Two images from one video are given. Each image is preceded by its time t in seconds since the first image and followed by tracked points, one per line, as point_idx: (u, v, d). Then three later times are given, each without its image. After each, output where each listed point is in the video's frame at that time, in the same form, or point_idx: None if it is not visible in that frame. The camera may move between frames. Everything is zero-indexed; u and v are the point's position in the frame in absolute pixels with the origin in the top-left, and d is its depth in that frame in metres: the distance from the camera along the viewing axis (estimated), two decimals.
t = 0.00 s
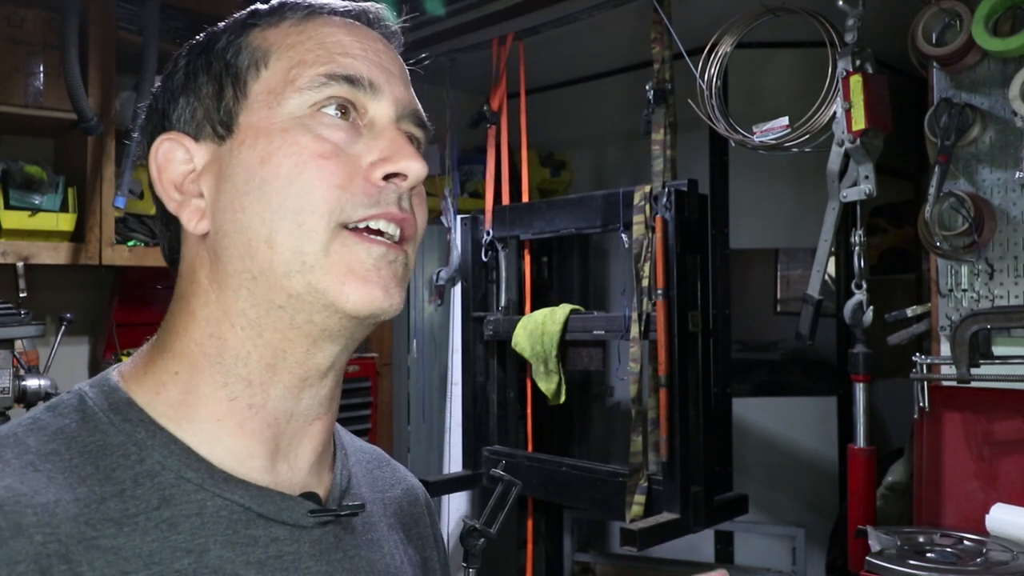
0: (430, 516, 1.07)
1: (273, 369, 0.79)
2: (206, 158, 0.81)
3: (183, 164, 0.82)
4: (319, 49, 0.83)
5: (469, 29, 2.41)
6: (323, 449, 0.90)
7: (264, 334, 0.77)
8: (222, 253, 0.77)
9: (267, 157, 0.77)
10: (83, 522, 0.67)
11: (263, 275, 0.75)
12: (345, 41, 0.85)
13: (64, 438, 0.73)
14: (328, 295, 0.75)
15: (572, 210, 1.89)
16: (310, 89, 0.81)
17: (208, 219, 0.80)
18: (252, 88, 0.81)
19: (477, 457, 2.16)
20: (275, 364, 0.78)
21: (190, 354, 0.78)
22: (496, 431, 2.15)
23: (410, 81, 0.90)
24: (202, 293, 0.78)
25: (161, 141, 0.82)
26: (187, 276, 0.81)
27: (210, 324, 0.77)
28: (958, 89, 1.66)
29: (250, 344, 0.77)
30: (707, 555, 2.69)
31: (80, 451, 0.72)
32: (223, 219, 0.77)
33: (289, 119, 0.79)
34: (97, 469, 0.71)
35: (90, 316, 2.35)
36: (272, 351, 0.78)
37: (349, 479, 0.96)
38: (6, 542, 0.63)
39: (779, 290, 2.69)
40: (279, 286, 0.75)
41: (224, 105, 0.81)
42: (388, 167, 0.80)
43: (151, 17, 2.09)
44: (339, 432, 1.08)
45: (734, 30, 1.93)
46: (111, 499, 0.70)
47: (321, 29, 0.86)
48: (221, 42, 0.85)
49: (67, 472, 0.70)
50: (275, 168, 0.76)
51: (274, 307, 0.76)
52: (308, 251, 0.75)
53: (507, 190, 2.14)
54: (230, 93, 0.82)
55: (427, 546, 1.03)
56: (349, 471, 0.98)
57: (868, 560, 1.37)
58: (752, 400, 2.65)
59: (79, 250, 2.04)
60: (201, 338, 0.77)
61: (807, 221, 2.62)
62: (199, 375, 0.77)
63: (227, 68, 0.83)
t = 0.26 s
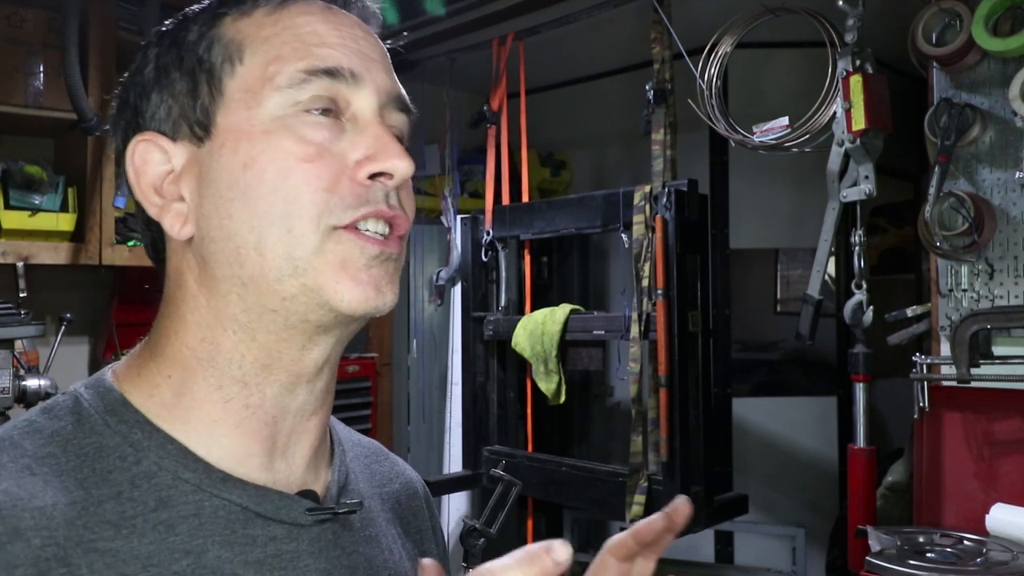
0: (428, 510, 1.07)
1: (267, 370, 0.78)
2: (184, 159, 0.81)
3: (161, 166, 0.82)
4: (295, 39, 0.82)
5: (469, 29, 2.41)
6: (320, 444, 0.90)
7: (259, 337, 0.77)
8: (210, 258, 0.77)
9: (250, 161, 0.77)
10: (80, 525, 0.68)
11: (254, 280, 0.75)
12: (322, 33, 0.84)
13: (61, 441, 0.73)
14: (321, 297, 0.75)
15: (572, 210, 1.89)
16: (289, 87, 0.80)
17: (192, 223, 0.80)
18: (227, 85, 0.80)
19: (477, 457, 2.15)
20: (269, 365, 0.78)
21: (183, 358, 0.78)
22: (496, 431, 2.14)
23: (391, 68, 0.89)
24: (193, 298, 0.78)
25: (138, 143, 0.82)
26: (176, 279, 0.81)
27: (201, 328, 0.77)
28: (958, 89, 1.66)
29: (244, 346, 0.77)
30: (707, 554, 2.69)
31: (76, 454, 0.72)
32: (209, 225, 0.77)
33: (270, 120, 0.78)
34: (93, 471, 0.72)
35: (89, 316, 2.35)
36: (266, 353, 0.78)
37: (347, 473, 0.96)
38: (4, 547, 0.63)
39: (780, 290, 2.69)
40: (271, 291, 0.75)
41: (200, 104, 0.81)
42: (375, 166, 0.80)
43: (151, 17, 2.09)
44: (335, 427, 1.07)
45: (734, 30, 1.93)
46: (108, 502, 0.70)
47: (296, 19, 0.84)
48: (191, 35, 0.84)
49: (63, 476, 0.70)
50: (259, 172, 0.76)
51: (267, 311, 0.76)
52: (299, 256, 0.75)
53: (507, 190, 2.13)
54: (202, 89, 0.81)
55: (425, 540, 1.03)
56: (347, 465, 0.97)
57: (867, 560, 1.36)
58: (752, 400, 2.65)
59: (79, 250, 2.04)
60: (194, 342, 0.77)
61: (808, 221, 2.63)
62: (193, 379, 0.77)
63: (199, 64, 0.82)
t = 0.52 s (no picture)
0: (432, 505, 1.06)
1: (258, 373, 0.79)
2: (152, 166, 0.80)
3: (131, 177, 0.81)
4: (241, 30, 0.80)
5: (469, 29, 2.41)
6: (320, 441, 0.90)
7: (246, 341, 0.77)
8: (188, 265, 0.77)
9: (212, 162, 0.75)
10: (80, 532, 0.68)
11: (233, 283, 0.75)
12: (267, 16, 0.81)
13: (60, 444, 0.73)
14: (302, 298, 0.74)
15: (572, 210, 1.88)
16: (241, 78, 0.78)
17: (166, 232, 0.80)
18: (179, 86, 0.79)
19: (477, 457, 2.15)
20: (260, 368, 0.79)
21: (175, 363, 0.78)
22: (496, 431, 2.14)
23: (349, 42, 0.87)
24: (178, 304, 0.79)
25: (103, 156, 0.81)
26: (160, 286, 0.81)
27: (189, 333, 0.78)
28: (958, 88, 1.66)
29: (232, 350, 0.77)
30: (707, 555, 2.69)
31: (75, 458, 0.72)
32: (181, 232, 0.76)
33: (227, 116, 0.77)
34: (93, 476, 0.71)
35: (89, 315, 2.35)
36: (254, 356, 0.78)
37: (351, 467, 0.96)
38: (6, 558, 0.64)
39: (780, 290, 2.69)
40: (250, 294, 0.75)
41: (157, 109, 0.80)
42: (341, 149, 0.78)
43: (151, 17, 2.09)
44: (339, 422, 1.07)
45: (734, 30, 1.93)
46: (109, 507, 0.70)
47: (239, 5, 0.82)
48: (139, 36, 0.82)
49: (62, 481, 0.70)
50: (222, 172, 0.75)
51: (251, 314, 0.76)
52: (270, 255, 0.74)
53: (507, 190, 2.13)
54: (157, 93, 0.80)
55: (428, 535, 1.02)
56: (350, 459, 0.98)
57: (867, 560, 1.37)
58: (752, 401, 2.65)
59: (79, 250, 2.05)
60: (183, 347, 0.78)
61: (808, 221, 2.63)
62: (185, 383, 0.78)
63: (150, 67, 0.81)
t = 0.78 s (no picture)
0: (430, 506, 1.07)
1: (236, 390, 0.77)
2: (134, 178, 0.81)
3: (121, 187, 0.82)
4: (207, 42, 0.77)
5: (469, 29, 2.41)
6: (311, 444, 0.90)
7: (215, 363, 0.75)
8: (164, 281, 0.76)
9: (174, 182, 0.75)
10: (66, 542, 0.68)
11: (197, 306, 0.73)
12: (235, 26, 0.78)
13: (48, 452, 0.73)
14: (258, 330, 0.72)
15: (572, 209, 1.88)
16: (202, 96, 0.76)
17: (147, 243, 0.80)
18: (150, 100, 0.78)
19: (477, 457, 2.15)
20: (236, 386, 0.77)
21: (160, 373, 0.78)
22: (496, 431, 2.14)
23: (324, 50, 0.82)
24: (161, 316, 0.79)
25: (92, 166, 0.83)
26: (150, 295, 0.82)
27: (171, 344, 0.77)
28: (957, 89, 1.66)
29: (207, 366, 0.76)
30: (707, 555, 2.70)
31: (63, 466, 0.72)
32: (155, 248, 0.77)
33: (191, 135, 0.75)
34: (80, 485, 0.71)
35: (89, 315, 2.35)
36: (229, 374, 0.76)
37: (347, 470, 0.95)
38: None
39: (779, 290, 2.69)
40: (212, 320, 0.73)
41: (132, 123, 0.80)
42: (302, 172, 0.74)
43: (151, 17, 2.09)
44: (336, 422, 1.06)
45: (733, 30, 1.93)
46: (95, 517, 0.70)
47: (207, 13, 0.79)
48: (119, 45, 0.82)
49: (49, 490, 0.70)
50: (185, 194, 0.74)
51: (217, 338, 0.74)
52: (226, 283, 0.72)
53: (507, 190, 2.13)
54: (133, 109, 0.80)
55: (426, 535, 1.02)
56: (347, 461, 0.97)
57: (867, 560, 1.37)
58: (751, 401, 2.66)
59: (79, 250, 2.05)
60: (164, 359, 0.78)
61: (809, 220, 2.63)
62: (166, 395, 0.78)
63: (127, 79, 0.81)
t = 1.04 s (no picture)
0: (431, 503, 1.06)
1: (227, 387, 0.77)
2: (125, 175, 0.81)
3: (116, 186, 0.82)
4: (189, 36, 0.77)
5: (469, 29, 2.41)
6: (305, 442, 0.90)
7: (204, 358, 0.75)
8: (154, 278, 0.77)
9: (160, 179, 0.75)
10: (62, 541, 0.68)
11: (184, 302, 0.74)
12: (217, 21, 0.78)
13: (44, 450, 0.73)
14: (246, 322, 0.72)
15: (572, 209, 1.88)
16: (185, 92, 0.76)
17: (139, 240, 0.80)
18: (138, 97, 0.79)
19: (477, 457, 2.16)
20: (227, 383, 0.77)
21: (150, 371, 0.78)
22: (496, 431, 2.14)
23: (308, 42, 0.82)
24: (152, 314, 0.79)
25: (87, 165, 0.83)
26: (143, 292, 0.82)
27: (161, 341, 0.77)
28: (957, 88, 1.67)
29: (198, 364, 0.76)
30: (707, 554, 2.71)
31: (58, 464, 0.72)
32: (145, 246, 0.77)
33: (176, 130, 0.76)
34: (76, 483, 0.71)
35: (89, 315, 2.35)
36: (219, 370, 0.76)
37: (345, 467, 0.95)
38: None
39: (780, 290, 2.69)
40: (201, 315, 0.73)
41: (121, 119, 0.80)
42: (283, 164, 0.74)
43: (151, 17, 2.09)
44: (334, 420, 1.05)
45: (733, 30, 1.93)
46: (90, 515, 0.70)
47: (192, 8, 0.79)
48: (114, 45, 0.82)
49: (45, 487, 0.70)
50: (170, 191, 0.74)
51: (205, 333, 0.74)
52: (212, 277, 0.71)
53: (507, 190, 2.13)
54: (122, 105, 0.80)
55: (426, 532, 1.02)
56: (345, 458, 0.97)
57: (867, 560, 1.37)
58: (751, 401, 2.66)
59: (79, 249, 2.06)
60: (154, 356, 0.78)
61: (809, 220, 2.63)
62: (157, 392, 0.78)
63: (117, 77, 0.81)
